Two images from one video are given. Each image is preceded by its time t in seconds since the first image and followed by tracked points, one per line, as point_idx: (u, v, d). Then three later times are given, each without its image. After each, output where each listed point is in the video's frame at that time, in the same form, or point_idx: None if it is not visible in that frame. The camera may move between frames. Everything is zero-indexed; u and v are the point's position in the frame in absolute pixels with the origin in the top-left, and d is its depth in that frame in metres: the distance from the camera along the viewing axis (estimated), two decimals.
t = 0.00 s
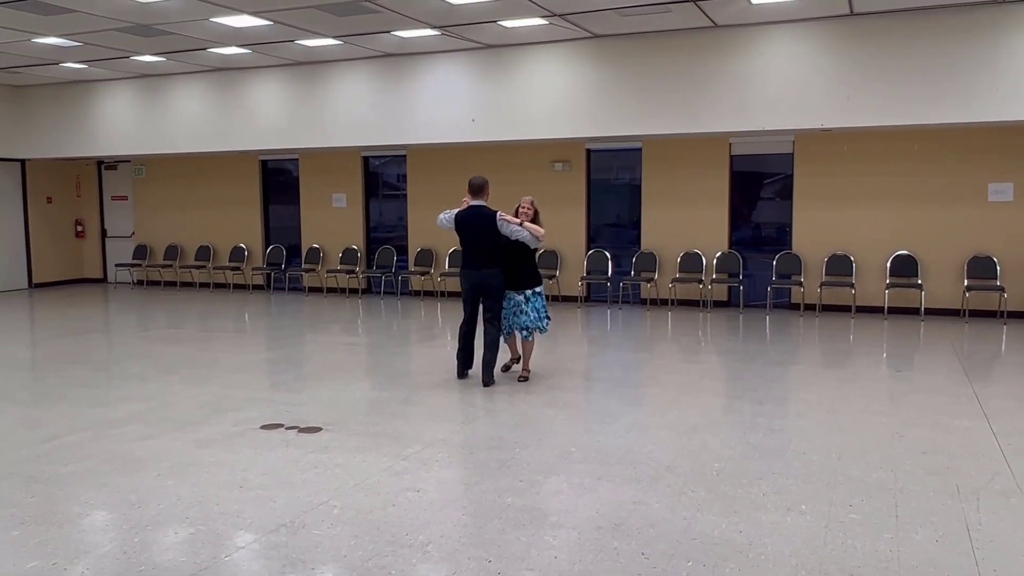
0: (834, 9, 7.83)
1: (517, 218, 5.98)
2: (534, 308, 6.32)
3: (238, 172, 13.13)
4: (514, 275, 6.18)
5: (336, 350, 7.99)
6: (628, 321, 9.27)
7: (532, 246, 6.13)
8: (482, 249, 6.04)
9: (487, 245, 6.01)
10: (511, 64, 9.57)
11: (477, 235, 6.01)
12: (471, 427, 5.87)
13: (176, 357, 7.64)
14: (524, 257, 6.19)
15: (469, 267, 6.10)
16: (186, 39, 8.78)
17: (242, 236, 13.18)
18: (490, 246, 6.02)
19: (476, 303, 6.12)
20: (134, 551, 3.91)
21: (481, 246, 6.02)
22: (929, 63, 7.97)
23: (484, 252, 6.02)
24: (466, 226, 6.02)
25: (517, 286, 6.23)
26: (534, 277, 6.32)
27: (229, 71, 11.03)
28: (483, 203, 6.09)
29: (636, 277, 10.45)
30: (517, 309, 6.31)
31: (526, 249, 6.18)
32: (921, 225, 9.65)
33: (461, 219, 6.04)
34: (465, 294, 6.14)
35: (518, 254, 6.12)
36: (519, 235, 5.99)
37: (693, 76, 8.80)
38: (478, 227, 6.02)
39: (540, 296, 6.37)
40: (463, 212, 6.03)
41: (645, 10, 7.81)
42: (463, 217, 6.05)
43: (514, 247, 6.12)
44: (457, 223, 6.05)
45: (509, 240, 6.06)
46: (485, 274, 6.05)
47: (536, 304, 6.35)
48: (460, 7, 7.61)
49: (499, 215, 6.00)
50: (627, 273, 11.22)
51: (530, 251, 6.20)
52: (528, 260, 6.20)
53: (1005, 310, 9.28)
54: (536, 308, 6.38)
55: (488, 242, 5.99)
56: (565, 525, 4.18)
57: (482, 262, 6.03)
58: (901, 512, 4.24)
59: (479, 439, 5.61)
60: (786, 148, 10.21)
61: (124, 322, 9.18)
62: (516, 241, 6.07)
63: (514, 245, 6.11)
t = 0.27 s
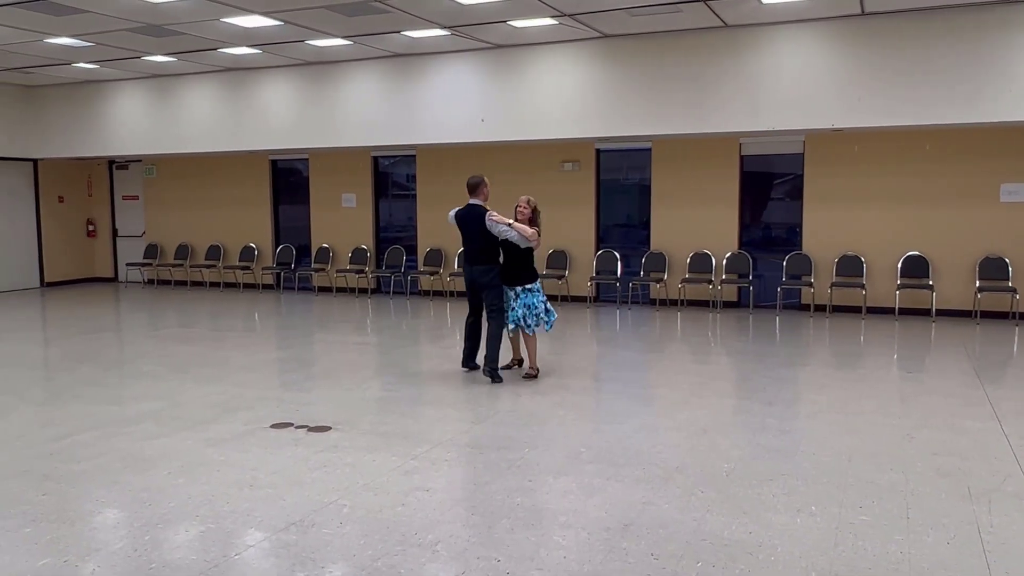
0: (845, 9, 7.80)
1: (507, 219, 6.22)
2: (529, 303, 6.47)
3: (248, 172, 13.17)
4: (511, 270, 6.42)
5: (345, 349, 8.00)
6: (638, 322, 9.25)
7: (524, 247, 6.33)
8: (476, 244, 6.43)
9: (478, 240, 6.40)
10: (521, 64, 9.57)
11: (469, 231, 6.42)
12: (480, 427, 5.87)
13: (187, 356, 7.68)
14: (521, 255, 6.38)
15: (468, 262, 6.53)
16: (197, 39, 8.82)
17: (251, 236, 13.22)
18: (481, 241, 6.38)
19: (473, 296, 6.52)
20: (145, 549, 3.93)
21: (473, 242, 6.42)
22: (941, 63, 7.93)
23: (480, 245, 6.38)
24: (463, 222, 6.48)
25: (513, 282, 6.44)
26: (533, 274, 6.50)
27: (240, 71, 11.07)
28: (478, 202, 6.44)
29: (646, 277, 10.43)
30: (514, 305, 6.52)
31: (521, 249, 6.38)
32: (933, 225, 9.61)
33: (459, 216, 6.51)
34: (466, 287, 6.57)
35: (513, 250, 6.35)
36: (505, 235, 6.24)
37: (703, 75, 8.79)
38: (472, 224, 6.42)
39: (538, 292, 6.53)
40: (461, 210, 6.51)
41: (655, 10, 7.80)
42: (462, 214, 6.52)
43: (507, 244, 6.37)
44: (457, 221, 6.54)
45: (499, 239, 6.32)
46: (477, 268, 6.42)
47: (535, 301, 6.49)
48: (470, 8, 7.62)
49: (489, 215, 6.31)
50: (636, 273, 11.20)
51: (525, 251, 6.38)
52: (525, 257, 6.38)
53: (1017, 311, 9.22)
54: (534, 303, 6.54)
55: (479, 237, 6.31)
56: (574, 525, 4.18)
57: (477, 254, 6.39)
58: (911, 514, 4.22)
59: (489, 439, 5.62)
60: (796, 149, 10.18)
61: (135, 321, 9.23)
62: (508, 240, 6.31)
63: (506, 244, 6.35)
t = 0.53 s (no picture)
0: (855, 9, 7.77)
1: (500, 217, 6.54)
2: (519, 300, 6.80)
3: (257, 172, 13.21)
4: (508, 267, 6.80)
5: (353, 350, 8.02)
6: (647, 323, 9.24)
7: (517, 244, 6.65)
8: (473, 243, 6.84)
9: (474, 240, 6.80)
10: (530, 65, 9.57)
11: (468, 230, 6.85)
12: (488, 428, 5.88)
13: (196, 356, 7.70)
14: (518, 254, 6.79)
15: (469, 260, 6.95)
16: (207, 40, 8.85)
17: (260, 236, 13.25)
18: (478, 240, 6.80)
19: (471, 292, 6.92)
20: (154, 549, 3.94)
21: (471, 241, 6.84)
22: (952, 64, 7.90)
23: (478, 244, 6.79)
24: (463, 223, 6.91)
25: (509, 279, 6.83)
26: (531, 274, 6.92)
27: (249, 72, 11.10)
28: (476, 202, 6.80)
29: (654, 278, 10.42)
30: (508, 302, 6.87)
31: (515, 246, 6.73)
32: (943, 227, 9.56)
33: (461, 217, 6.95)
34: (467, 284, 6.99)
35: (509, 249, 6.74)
36: (497, 233, 6.56)
37: (713, 76, 8.77)
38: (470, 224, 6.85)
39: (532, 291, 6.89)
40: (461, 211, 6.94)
41: (664, 11, 7.79)
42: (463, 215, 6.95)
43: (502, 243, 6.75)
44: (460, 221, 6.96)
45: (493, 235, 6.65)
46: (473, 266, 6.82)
47: (527, 299, 6.82)
48: (480, 9, 7.62)
49: (482, 212, 6.63)
50: (645, 275, 11.19)
51: (518, 249, 6.74)
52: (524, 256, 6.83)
53: None
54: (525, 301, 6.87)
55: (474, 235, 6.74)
56: (582, 527, 4.17)
57: (475, 251, 6.80)
58: (921, 517, 4.20)
59: (497, 440, 5.62)
60: (805, 150, 10.16)
61: (145, 322, 9.27)
62: (501, 237, 6.64)
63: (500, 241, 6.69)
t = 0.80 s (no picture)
0: (866, 10, 7.75)
1: (497, 216, 6.57)
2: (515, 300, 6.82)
3: (266, 173, 13.25)
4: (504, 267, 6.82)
5: (362, 350, 8.03)
6: (656, 324, 9.22)
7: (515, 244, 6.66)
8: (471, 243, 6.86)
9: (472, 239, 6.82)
10: (540, 66, 9.58)
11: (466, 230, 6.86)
12: (497, 428, 5.88)
13: (206, 355, 7.73)
14: (516, 253, 6.80)
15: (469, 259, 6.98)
16: (218, 41, 8.89)
17: (270, 236, 13.29)
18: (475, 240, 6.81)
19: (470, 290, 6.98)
20: (165, 547, 3.96)
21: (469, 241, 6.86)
22: (962, 65, 7.87)
23: (475, 243, 6.80)
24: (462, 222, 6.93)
25: (506, 278, 6.85)
26: (528, 274, 6.93)
27: (259, 73, 11.14)
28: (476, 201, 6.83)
29: (663, 279, 10.41)
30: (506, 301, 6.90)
31: (514, 246, 6.74)
32: (953, 227, 9.53)
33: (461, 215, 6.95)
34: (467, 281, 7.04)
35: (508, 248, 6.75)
36: (494, 232, 6.58)
37: (723, 77, 8.75)
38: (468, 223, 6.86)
39: (528, 290, 6.89)
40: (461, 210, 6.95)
41: (674, 12, 7.79)
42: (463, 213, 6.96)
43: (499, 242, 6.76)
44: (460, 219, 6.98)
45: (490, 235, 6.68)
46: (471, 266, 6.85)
47: (525, 299, 6.85)
48: (490, 9, 7.63)
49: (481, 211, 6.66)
50: (654, 275, 11.17)
51: (516, 248, 6.75)
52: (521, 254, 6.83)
53: None
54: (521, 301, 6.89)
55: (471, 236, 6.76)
56: (592, 527, 4.17)
57: (473, 251, 6.82)
58: (932, 519, 4.18)
59: (507, 440, 5.62)
60: (815, 151, 10.13)
61: (155, 321, 9.31)
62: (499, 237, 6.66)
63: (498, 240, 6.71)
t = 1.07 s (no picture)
0: (877, 10, 7.73)
1: (490, 221, 6.63)
2: (511, 302, 6.87)
3: (276, 172, 13.28)
4: (501, 269, 6.89)
5: (371, 349, 8.04)
6: (665, 324, 9.21)
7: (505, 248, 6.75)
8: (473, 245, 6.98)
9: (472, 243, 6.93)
10: (549, 66, 9.58)
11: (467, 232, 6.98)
12: (507, 428, 5.88)
13: (216, 355, 7.75)
14: (512, 256, 6.84)
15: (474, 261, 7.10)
16: (228, 41, 8.92)
17: (280, 236, 13.33)
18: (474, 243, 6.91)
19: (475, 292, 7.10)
20: (176, 545, 3.97)
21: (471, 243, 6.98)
22: (974, 65, 7.83)
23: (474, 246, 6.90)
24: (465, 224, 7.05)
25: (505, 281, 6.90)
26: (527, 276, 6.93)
27: (269, 73, 11.17)
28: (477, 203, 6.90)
29: (672, 280, 10.39)
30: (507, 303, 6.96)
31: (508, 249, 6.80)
32: (964, 228, 9.48)
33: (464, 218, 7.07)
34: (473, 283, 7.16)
35: (502, 250, 6.82)
36: (484, 236, 6.69)
37: (733, 77, 8.74)
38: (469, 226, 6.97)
39: (526, 292, 6.92)
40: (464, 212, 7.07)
41: (684, 12, 7.77)
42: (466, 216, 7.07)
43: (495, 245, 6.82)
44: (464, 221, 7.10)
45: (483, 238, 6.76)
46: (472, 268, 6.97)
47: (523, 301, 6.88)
48: (500, 9, 7.63)
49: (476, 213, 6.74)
50: (663, 276, 11.15)
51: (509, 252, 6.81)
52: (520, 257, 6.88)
53: None
54: (519, 303, 6.93)
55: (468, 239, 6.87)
56: (601, 528, 4.17)
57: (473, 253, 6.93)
58: (943, 521, 4.16)
59: (516, 440, 5.62)
60: (826, 151, 10.10)
61: (166, 320, 9.35)
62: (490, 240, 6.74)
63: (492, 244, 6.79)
